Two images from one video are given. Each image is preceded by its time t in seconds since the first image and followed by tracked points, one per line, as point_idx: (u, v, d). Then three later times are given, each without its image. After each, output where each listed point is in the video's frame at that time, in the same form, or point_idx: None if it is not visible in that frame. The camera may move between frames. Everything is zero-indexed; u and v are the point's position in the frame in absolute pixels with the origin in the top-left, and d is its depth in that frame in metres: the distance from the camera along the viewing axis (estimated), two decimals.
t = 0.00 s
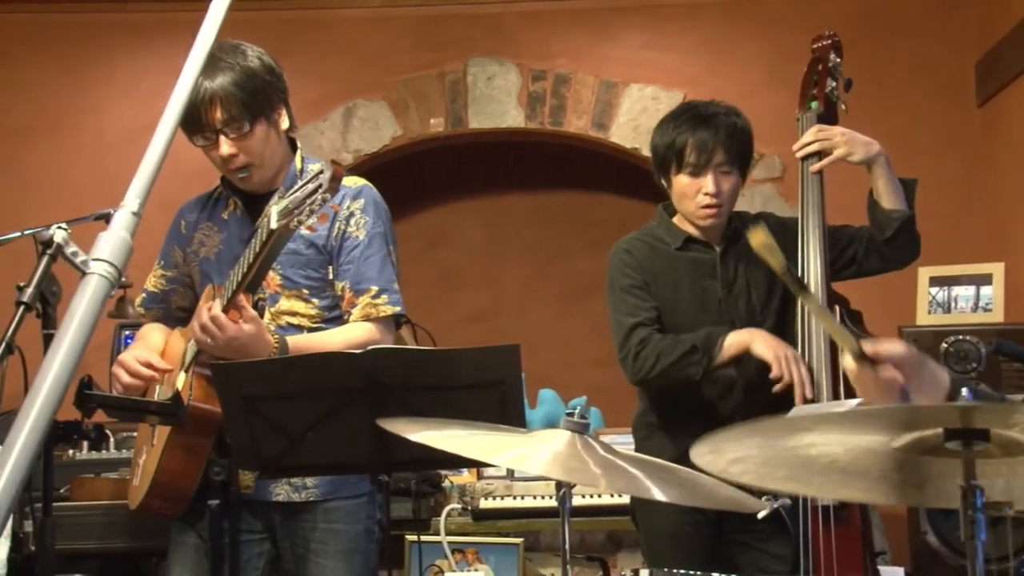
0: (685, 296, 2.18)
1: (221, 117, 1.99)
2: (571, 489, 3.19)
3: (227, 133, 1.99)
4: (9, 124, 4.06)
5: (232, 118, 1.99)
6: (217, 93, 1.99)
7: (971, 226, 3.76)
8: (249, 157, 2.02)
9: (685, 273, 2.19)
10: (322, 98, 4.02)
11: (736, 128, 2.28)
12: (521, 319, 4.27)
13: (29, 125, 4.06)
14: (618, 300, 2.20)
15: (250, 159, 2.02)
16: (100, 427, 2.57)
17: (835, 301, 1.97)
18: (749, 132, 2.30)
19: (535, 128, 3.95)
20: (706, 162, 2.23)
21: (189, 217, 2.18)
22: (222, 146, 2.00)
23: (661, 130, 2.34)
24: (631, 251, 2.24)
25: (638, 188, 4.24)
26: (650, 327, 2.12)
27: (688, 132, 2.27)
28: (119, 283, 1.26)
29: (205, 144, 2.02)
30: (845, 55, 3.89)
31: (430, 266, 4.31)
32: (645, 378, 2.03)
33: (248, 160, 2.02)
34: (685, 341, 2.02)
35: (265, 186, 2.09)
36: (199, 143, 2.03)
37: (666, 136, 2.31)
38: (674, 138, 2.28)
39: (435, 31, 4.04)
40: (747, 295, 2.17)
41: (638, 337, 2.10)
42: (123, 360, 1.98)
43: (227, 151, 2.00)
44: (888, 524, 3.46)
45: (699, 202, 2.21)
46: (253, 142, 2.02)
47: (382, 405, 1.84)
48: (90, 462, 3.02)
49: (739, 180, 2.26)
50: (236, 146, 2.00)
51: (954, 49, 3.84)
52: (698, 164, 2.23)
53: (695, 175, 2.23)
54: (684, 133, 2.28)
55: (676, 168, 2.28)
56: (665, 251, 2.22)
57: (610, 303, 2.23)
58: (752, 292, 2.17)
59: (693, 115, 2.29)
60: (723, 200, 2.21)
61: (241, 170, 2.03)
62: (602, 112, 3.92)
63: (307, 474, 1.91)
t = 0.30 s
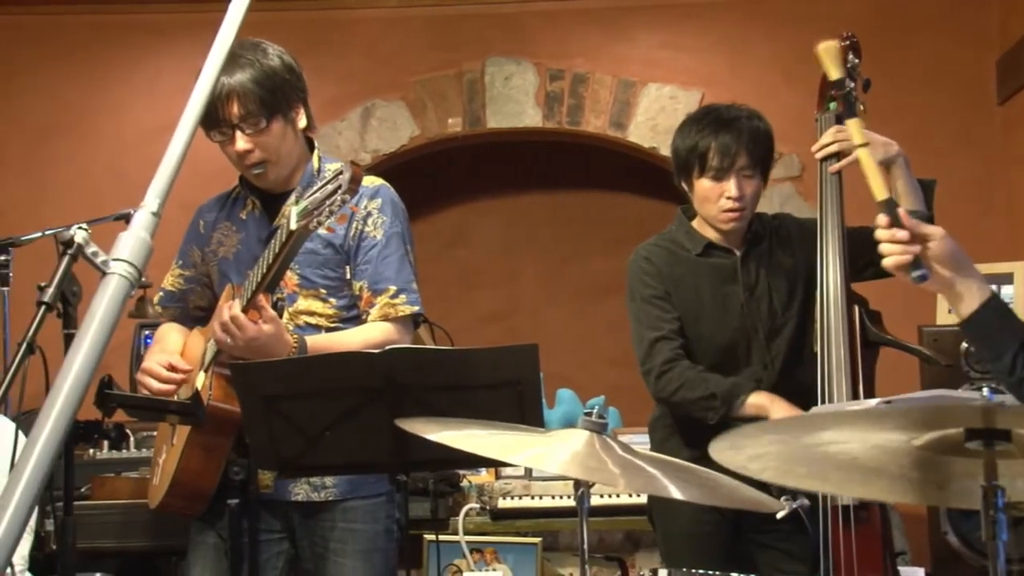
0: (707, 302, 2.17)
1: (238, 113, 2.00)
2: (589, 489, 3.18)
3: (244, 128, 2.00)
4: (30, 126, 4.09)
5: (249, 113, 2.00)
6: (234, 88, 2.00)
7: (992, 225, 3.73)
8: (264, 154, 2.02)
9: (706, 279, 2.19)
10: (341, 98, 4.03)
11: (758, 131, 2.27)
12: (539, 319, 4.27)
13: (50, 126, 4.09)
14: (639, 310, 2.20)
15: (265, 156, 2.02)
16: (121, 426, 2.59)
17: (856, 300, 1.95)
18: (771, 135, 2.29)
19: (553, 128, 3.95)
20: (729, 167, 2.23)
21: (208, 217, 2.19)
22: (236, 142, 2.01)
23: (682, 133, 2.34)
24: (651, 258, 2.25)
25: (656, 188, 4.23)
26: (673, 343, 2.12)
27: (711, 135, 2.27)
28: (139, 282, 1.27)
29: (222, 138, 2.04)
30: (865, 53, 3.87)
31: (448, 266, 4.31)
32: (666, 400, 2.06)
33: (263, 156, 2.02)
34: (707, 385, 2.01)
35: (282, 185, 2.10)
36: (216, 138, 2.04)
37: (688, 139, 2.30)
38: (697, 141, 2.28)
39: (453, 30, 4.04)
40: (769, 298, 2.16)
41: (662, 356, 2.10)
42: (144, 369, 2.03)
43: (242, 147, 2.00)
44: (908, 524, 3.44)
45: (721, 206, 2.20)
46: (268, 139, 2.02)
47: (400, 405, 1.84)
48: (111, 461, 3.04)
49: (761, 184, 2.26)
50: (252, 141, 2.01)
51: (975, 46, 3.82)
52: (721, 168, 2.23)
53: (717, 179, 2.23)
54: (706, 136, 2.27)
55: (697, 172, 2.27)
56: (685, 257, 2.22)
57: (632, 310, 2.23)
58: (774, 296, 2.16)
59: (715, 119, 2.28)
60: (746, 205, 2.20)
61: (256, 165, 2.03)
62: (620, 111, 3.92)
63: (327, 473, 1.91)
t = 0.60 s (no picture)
0: (729, 303, 2.16)
1: (267, 109, 2.00)
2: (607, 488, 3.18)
3: (271, 125, 2.01)
4: (51, 126, 4.11)
5: (278, 109, 2.00)
6: (263, 84, 2.01)
7: (1013, 224, 3.70)
8: (291, 151, 2.02)
9: (727, 280, 2.18)
10: (358, 98, 4.03)
11: (780, 130, 2.27)
12: (556, 318, 4.27)
13: (71, 126, 4.11)
14: (660, 310, 2.19)
15: (291, 152, 2.03)
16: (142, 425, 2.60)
17: (876, 299, 1.91)
18: (792, 134, 2.28)
19: (571, 127, 3.94)
20: (751, 166, 2.22)
21: (227, 215, 2.20)
22: (263, 137, 2.01)
23: (702, 133, 2.33)
24: (671, 258, 2.24)
25: (674, 186, 4.22)
26: (694, 344, 2.11)
27: (733, 134, 2.26)
28: (157, 282, 1.28)
29: (249, 136, 2.03)
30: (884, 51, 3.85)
31: (465, 265, 4.32)
32: (687, 403, 2.05)
33: (290, 153, 2.02)
34: (729, 389, 2.00)
35: (304, 182, 2.10)
36: (243, 135, 2.04)
37: (709, 139, 2.30)
38: (718, 141, 2.27)
39: (470, 30, 4.04)
40: (790, 300, 2.15)
41: (684, 356, 2.09)
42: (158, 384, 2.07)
43: (269, 143, 2.01)
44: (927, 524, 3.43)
45: (744, 205, 2.20)
46: (295, 136, 2.02)
47: (417, 404, 1.84)
48: (131, 460, 3.06)
49: (783, 183, 2.25)
50: (279, 137, 2.01)
51: (995, 44, 3.79)
52: (743, 167, 2.23)
53: (739, 179, 2.23)
54: (728, 135, 2.27)
55: (719, 172, 2.27)
56: (707, 257, 2.21)
57: (652, 311, 2.22)
58: (794, 298, 2.16)
59: (736, 118, 2.28)
60: (768, 204, 2.20)
61: (281, 162, 2.03)
62: (638, 110, 3.91)
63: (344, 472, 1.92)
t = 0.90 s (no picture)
0: (748, 299, 2.16)
1: (281, 113, 2.01)
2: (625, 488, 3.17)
3: (285, 129, 2.01)
4: (72, 127, 4.14)
5: (291, 114, 2.01)
6: (277, 88, 2.01)
7: None
8: (305, 155, 2.03)
9: (745, 275, 2.18)
10: (376, 98, 4.04)
11: (796, 121, 2.27)
12: (574, 318, 4.26)
13: (91, 127, 4.14)
14: (681, 305, 2.18)
15: (305, 157, 2.03)
16: (162, 425, 2.61)
17: (903, 298, 1.88)
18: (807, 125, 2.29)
19: (588, 127, 3.94)
20: (769, 155, 2.22)
21: (247, 215, 2.20)
22: (278, 141, 2.02)
23: (717, 128, 2.33)
24: (690, 253, 2.23)
25: (692, 185, 4.21)
26: (717, 338, 2.10)
27: (748, 126, 2.26)
28: (176, 282, 1.28)
29: (264, 138, 2.05)
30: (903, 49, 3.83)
31: (482, 265, 4.32)
32: (712, 397, 2.05)
33: (304, 157, 2.03)
34: (756, 387, 1.99)
35: (321, 185, 2.11)
36: (258, 138, 2.06)
37: (725, 131, 2.29)
38: (735, 133, 2.27)
39: (487, 30, 4.04)
40: (807, 295, 2.15)
41: (710, 350, 2.08)
42: (179, 376, 2.08)
43: (283, 147, 2.01)
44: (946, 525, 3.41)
45: (763, 194, 2.20)
46: (311, 140, 2.03)
47: (435, 402, 1.84)
48: (151, 459, 3.07)
49: (800, 173, 2.25)
50: (293, 141, 2.02)
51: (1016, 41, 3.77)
52: (761, 157, 2.22)
53: (756, 168, 2.22)
54: (744, 127, 2.27)
55: (736, 162, 2.26)
56: (725, 251, 2.20)
57: (672, 306, 2.21)
58: (812, 293, 2.15)
59: (751, 109, 2.28)
60: (786, 192, 2.20)
61: (296, 166, 2.04)
62: (655, 110, 3.90)
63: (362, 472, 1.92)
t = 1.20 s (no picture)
0: (763, 296, 2.15)
1: (286, 113, 2.02)
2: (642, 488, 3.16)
3: (292, 129, 2.01)
4: (89, 128, 4.16)
5: (297, 114, 2.01)
6: (283, 88, 2.02)
7: None
8: (311, 154, 2.03)
9: (760, 273, 2.17)
10: (392, 98, 4.05)
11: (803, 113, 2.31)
12: (589, 317, 4.26)
13: (109, 128, 4.16)
14: (696, 302, 2.18)
15: (311, 157, 2.04)
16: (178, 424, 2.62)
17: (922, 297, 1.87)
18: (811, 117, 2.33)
19: (603, 126, 3.93)
20: (784, 145, 2.25)
21: (261, 216, 2.21)
22: (284, 142, 2.02)
23: (722, 131, 2.36)
24: (705, 252, 2.23)
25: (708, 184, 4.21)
26: (735, 333, 2.10)
27: (758, 121, 2.29)
28: (193, 282, 1.29)
29: (272, 138, 2.05)
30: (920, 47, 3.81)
31: (498, 264, 4.31)
32: (733, 391, 2.04)
33: (311, 156, 2.03)
34: (777, 381, 1.98)
35: (330, 184, 2.12)
36: (267, 138, 2.05)
37: (735, 129, 2.32)
38: (746, 129, 2.30)
39: (503, 30, 4.04)
40: (822, 292, 2.14)
41: (728, 345, 2.08)
42: (197, 368, 2.07)
43: (290, 147, 2.02)
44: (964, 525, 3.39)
45: (784, 184, 2.21)
46: (316, 139, 2.03)
47: (450, 403, 1.84)
48: (168, 458, 3.08)
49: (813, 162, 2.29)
50: (298, 141, 2.02)
51: None
52: (777, 147, 2.25)
53: (774, 159, 2.24)
54: (753, 122, 2.29)
55: (751, 157, 2.28)
56: (738, 249, 2.21)
57: (687, 304, 2.21)
58: (826, 291, 2.14)
59: (758, 107, 2.31)
60: (806, 180, 2.22)
61: (303, 166, 2.04)
62: (671, 109, 3.89)
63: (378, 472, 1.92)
